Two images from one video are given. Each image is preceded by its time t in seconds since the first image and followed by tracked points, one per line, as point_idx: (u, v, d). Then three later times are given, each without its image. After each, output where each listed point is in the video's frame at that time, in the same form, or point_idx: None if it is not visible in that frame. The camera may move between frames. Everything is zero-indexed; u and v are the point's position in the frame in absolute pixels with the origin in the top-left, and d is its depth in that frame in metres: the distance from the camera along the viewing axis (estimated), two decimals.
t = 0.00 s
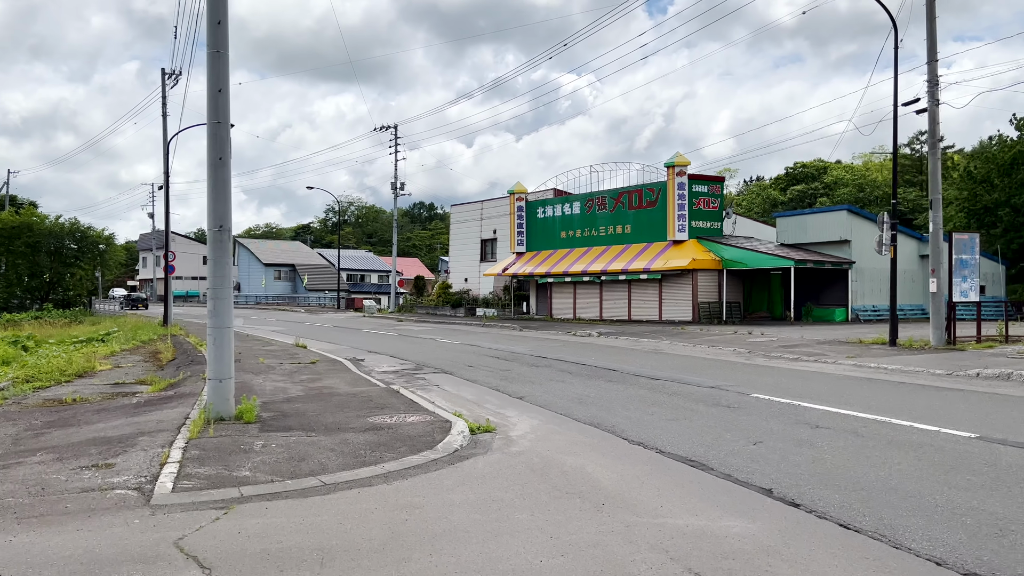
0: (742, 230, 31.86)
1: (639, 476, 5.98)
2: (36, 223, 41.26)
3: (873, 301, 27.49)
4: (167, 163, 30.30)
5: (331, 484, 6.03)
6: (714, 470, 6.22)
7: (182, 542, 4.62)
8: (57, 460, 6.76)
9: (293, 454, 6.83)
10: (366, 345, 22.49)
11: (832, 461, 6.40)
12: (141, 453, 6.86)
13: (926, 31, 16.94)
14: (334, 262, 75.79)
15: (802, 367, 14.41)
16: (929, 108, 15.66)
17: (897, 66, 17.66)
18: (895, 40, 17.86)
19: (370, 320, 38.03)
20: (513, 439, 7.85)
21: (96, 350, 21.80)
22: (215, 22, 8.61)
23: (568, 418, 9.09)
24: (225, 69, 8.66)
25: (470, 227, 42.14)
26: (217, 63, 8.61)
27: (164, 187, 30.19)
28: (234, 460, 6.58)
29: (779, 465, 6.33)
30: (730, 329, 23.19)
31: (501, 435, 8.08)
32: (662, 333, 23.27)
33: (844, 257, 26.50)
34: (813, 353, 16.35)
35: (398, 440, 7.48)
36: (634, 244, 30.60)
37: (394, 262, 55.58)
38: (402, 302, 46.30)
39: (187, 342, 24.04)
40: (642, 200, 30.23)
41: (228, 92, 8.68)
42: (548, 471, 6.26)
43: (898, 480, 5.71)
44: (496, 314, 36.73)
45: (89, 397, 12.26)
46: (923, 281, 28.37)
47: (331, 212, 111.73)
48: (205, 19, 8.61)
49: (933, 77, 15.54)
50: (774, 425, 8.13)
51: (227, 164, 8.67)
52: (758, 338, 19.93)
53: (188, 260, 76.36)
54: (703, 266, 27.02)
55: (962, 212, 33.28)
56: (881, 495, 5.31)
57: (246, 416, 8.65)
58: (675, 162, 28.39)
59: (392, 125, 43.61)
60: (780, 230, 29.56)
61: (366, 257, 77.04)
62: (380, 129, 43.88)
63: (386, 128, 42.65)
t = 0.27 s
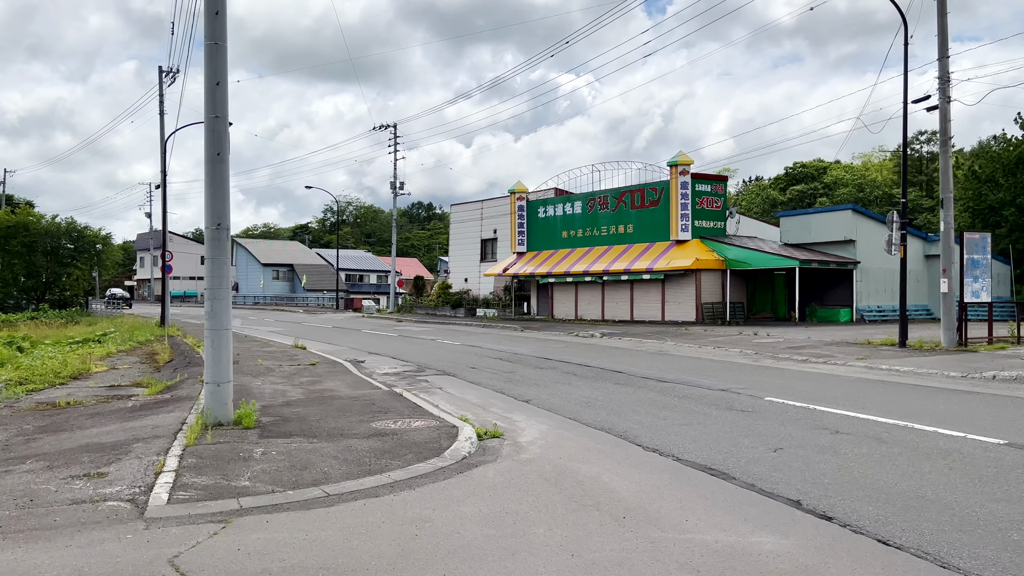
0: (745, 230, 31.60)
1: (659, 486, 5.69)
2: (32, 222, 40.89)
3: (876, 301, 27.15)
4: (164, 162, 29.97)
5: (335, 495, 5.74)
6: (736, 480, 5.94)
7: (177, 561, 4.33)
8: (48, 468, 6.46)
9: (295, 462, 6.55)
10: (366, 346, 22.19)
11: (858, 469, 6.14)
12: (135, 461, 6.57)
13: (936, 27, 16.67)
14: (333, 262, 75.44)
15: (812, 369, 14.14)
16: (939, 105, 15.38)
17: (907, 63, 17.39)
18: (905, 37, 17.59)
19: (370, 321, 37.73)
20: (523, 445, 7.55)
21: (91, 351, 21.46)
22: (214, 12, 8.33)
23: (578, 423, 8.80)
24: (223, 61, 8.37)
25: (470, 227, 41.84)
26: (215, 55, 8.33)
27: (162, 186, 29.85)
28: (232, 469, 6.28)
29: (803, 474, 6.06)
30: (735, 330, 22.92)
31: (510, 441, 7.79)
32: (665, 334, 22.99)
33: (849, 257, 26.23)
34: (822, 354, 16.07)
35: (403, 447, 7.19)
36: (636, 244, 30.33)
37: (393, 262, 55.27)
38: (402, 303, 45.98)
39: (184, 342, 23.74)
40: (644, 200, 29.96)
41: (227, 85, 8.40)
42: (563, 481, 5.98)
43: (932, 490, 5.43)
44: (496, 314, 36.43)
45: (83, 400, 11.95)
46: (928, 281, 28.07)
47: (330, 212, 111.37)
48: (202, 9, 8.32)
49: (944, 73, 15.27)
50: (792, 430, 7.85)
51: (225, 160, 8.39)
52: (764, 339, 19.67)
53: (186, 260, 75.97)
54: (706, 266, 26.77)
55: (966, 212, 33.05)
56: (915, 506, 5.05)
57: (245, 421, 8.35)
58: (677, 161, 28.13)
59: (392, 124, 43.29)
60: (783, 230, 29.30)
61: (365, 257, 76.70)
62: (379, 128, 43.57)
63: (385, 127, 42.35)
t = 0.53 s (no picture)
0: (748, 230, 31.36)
1: (680, 495, 5.43)
2: (28, 221, 40.57)
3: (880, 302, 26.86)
4: (161, 160, 29.68)
5: (339, 504, 5.47)
6: (758, 487, 5.69)
7: None
8: (39, 475, 6.20)
9: (296, 468, 6.29)
10: (366, 347, 21.94)
11: (884, 475, 5.89)
12: (130, 467, 6.30)
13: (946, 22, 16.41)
14: (331, 262, 75.12)
15: (821, 369, 13.90)
16: (949, 101, 15.12)
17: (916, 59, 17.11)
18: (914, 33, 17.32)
19: (368, 321, 37.46)
20: (532, 450, 7.29)
21: (88, 352, 21.18)
22: None
23: (587, 426, 8.54)
24: (221, 51, 8.10)
25: (469, 226, 41.59)
26: (213, 46, 8.05)
27: (160, 185, 29.57)
28: (231, 476, 6.01)
29: (828, 481, 5.80)
30: (738, 330, 22.69)
31: (518, 446, 7.52)
32: (668, 334, 22.75)
33: (853, 257, 25.99)
34: (830, 355, 15.83)
35: (409, 452, 6.92)
36: (638, 243, 30.08)
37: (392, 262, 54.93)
38: (401, 302, 45.72)
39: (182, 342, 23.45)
40: (646, 199, 29.72)
41: (225, 77, 8.13)
42: (578, 488, 5.73)
43: (966, 499, 5.19)
44: (496, 314, 36.19)
45: (78, 402, 11.68)
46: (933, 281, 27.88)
47: (328, 212, 111.02)
48: None
49: (954, 69, 15.00)
50: (810, 434, 7.61)
51: (223, 155, 8.12)
52: (769, 340, 19.43)
53: (183, 260, 75.60)
54: (709, 265, 26.53)
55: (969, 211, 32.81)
56: (952, 516, 4.80)
57: (244, 425, 8.08)
58: (680, 160, 27.88)
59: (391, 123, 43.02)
60: (786, 229, 29.08)
61: (363, 257, 76.40)
62: (378, 127, 43.30)
63: (384, 125, 42.05)
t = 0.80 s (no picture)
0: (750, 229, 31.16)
1: (697, 501, 5.18)
2: (23, 220, 40.20)
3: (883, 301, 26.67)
4: (157, 158, 29.36)
5: (340, 511, 5.21)
6: (779, 493, 5.44)
7: None
8: (25, 480, 5.93)
9: (294, 473, 6.02)
10: (364, 346, 21.67)
11: (909, 479, 5.63)
12: (121, 471, 6.03)
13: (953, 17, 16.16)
14: (328, 262, 74.78)
15: (829, 369, 13.67)
16: (956, 97, 14.88)
17: (923, 55, 16.86)
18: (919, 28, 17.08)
19: (366, 320, 37.17)
20: (539, 453, 7.03)
21: (82, 352, 20.87)
22: None
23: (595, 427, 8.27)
24: (217, 41, 7.84)
25: (468, 225, 41.32)
26: (208, 35, 7.80)
27: (156, 183, 29.26)
28: (226, 482, 5.74)
29: (851, 485, 5.55)
30: (741, 330, 22.45)
31: (524, 449, 7.25)
32: (670, 333, 22.51)
33: (855, 256, 25.76)
34: (836, 355, 15.60)
35: (411, 455, 6.66)
36: (638, 242, 29.85)
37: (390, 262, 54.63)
38: (399, 302, 45.43)
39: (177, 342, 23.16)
40: (647, 197, 29.49)
41: (221, 67, 7.87)
42: (589, 494, 5.47)
43: (997, 505, 4.94)
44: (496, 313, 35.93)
45: (71, 402, 11.40)
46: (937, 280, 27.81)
47: (325, 212, 110.63)
48: None
49: (962, 64, 14.75)
50: (825, 436, 7.37)
51: (219, 148, 7.86)
52: (772, 339, 19.19)
53: (180, 260, 75.19)
54: (710, 264, 26.30)
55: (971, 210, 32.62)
56: (987, 524, 4.55)
57: (240, 427, 7.82)
58: (681, 158, 27.63)
59: (389, 122, 42.77)
60: (788, 228, 28.86)
61: (361, 256, 76.06)
62: (376, 126, 43.06)
63: (382, 124, 41.75)
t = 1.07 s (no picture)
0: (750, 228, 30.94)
1: (718, 513, 4.91)
2: (16, 219, 39.75)
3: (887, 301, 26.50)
4: (151, 156, 28.98)
5: (340, 523, 4.92)
6: (802, 503, 5.17)
7: None
8: (7, 490, 5.62)
9: (291, 482, 5.73)
10: (362, 347, 21.36)
11: (937, 488, 5.37)
12: (108, 481, 5.73)
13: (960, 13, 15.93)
14: (324, 261, 74.41)
15: (836, 370, 13.43)
16: (964, 94, 14.65)
17: (929, 51, 16.62)
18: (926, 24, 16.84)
19: (363, 320, 36.86)
20: (546, 459, 6.75)
21: (74, 353, 20.51)
22: None
23: (603, 433, 7.98)
24: (210, 30, 7.54)
25: (466, 225, 41.01)
26: (201, 23, 7.50)
27: (150, 181, 28.89)
28: (219, 493, 5.43)
29: (879, 495, 5.28)
30: (743, 330, 22.21)
31: (532, 455, 6.97)
32: (672, 334, 22.24)
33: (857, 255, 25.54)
34: (842, 355, 15.35)
35: (413, 462, 6.36)
36: (638, 242, 29.59)
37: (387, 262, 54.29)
38: (396, 302, 45.11)
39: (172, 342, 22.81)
40: (647, 196, 29.23)
41: (214, 57, 7.57)
42: (603, 505, 5.20)
43: None
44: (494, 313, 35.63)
45: (60, 406, 11.07)
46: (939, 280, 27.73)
47: (321, 211, 110.20)
48: None
49: (970, 60, 14.52)
50: (842, 441, 7.11)
51: (212, 141, 7.57)
52: (776, 340, 18.95)
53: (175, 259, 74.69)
54: (711, 264, 26.06)
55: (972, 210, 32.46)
56: None
57: (234, 432, 7.51)
58: (681, 156, 27.39)
59: (386, 120, 42.43)
60: (789, 228, 28.65)
61: (357, 256, 75.71)
62: (373, 124, 42.70)
63: (378, 122, 41.38)
